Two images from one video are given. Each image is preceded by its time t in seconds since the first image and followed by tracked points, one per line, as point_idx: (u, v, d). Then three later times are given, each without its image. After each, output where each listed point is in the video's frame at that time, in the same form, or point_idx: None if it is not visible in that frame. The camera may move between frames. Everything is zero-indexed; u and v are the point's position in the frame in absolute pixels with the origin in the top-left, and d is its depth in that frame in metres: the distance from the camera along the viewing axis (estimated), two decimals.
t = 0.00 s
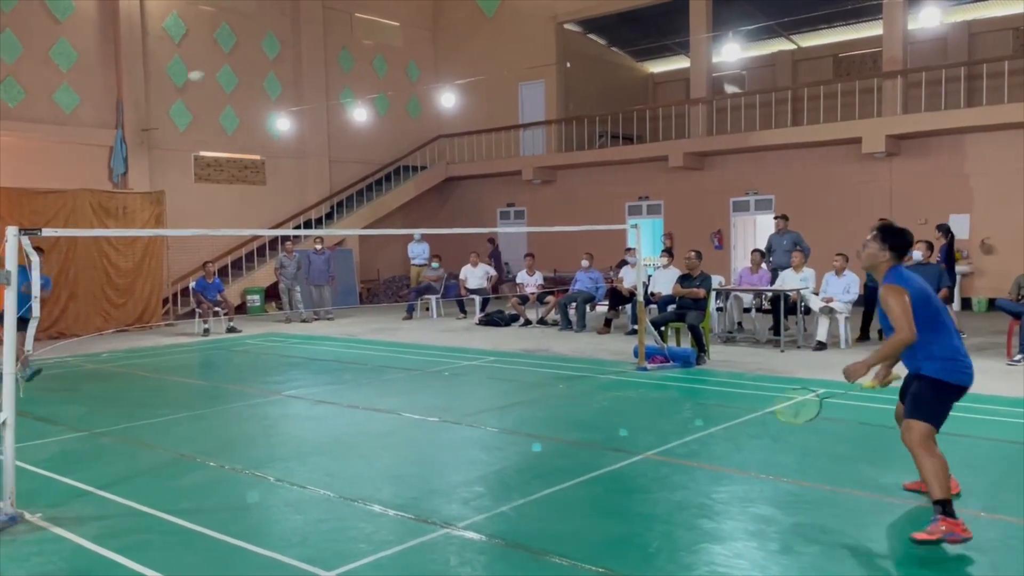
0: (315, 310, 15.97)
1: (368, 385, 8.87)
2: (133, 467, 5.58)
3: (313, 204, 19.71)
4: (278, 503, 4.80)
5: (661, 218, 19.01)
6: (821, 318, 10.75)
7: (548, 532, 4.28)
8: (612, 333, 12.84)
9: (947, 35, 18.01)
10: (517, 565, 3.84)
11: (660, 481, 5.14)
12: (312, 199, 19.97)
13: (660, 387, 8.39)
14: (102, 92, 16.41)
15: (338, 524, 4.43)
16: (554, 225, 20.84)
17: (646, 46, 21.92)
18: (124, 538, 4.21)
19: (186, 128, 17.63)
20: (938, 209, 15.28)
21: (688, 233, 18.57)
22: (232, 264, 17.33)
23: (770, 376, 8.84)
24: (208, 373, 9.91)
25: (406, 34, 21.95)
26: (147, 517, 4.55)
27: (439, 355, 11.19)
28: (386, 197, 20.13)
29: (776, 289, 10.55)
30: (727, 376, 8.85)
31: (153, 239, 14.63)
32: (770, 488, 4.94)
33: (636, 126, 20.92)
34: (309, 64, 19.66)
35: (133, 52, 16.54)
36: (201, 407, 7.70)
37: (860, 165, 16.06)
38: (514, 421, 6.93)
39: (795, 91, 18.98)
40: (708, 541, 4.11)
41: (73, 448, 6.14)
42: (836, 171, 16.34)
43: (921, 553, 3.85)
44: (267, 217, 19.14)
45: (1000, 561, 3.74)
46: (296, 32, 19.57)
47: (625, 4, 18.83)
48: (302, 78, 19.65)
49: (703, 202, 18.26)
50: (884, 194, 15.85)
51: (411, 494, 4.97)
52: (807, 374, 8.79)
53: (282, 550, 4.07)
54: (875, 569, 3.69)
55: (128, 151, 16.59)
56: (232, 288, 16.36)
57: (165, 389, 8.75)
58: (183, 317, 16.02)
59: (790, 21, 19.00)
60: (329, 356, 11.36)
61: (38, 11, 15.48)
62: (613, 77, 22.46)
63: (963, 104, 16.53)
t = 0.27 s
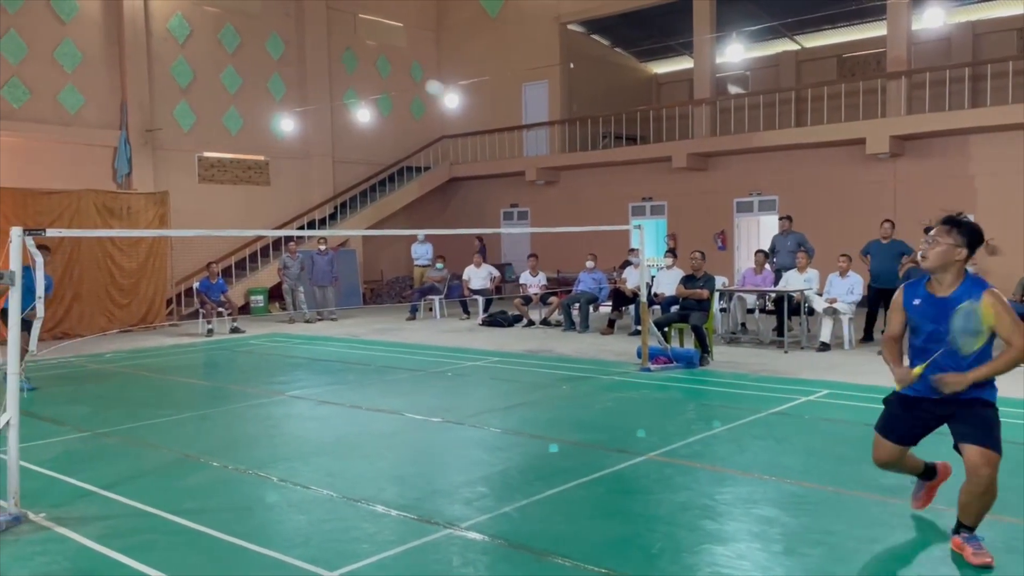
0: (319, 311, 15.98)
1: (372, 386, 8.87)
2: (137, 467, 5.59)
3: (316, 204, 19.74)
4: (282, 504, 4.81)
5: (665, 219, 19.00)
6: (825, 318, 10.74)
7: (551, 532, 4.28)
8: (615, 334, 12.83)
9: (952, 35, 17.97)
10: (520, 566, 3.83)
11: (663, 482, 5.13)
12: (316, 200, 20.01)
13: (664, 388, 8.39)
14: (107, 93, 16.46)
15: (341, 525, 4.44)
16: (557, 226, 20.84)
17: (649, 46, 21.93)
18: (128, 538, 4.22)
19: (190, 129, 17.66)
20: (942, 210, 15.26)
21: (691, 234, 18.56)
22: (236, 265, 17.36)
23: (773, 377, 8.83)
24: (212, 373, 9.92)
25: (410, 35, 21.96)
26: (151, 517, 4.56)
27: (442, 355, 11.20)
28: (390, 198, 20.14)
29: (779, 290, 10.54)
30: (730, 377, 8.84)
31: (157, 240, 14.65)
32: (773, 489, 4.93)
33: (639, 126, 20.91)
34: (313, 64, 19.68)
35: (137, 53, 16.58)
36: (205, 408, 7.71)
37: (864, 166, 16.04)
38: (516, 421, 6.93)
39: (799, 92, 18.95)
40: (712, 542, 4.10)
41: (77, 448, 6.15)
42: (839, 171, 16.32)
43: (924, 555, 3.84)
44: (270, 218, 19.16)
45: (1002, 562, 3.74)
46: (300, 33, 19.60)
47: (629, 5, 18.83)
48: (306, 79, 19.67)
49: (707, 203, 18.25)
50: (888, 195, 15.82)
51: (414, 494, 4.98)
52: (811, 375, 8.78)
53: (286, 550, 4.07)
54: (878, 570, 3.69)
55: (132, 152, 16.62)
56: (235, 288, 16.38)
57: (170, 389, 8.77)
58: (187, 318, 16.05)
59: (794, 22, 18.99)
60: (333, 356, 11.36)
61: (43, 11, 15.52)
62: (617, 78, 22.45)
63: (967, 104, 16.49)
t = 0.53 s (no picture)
0: (320, 311, 15.99)
1: (373, 386, 8.88)
2: (139, 467, 5.60)
3: (319, 205, 19.78)
4: (283, 504, 4.82)
5: (667, 219, 19.01)
6: (826, 319, 10.74)
7: (552, 532, 4.30)
8: (616, 334, 12.85)
9: (953, 36, 17.97)
10: (521, 565, 3.85)
11: (664, 482, 5.15)
12: (318, 200, 20.05)
13: (665, 388, 8.40)
14: (110, 94, 16.49)
15: (342, 524, 4.45)
16: (559, 226, 20.86)
17: (651, 47, 21.94)
18: (130, 537, 4.24)
19: (192, 129, 17.69)
20: (944, 210, 15.26)
21: (693, 235, 18.57)
22: (238, 265, 17.38)
23: (774, 377, 8.84)
24: (213, 373, 9.93)
25: (411, 36, 21.99)
26: (153, 517, 4.57)
27: (443, 356, 11.21)
28: (392, 198, 20.17)
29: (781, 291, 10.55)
30: (732, 378, 8.85)
31: (160, 240, 14.67)
32: (773, 489, 4.94)
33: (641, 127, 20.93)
34: (315, 65, 19.71)
35: (140, 54, 16.61)
36: (207, 408, 7.73)
37: (866, 166, 16.04)
38: (517, 421, 6.94)
39: (801, 92, 18.96)
40: (712, 542, 4.11)
41: (80, 448, 6.17)
42: (841, 172, 16.33)
43: (926, 555, 3.85)
44: (272, 218, 19.20)
45: (1002, 562, 3.75)
46: (302, 34, 19.62)
47: (631, 5, 18.86)
48: (308, 79, 19.69)
49: (708, 203, 18.25)
50: (890, 196, 15.83)
51: (415, 494, 4.99)
52: (811, 376, 8.79)
53: (288, 550, 4.09)
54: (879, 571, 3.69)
55: (135, 152, 16.66)
56: (237, 289, 16.40)
57: (171, 389, 8.79)
58: (189, 318, 16.08)
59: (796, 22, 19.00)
60: (334, 356, 11.38)
61: (45, 11, 15.55)
62: (619, 79, 22.46)
63: (969, 105, 16.49)
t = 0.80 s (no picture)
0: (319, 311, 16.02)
1: (371, 386, 8.90)
2: (138, 466, 5.63)
3: (318, 205, 19.80)
4: (281, 502, 4.85)
5: (665, 220, 19.05)
6: (823, 319, 10.78)
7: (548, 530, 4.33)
8: (614, 334, 12.87)
9: (950, 37, 18.02)
10: (518, 562, 3.88)
11: (660, 480, 5.18)
12: (317, 200, 20.08)
13: (662, 387, 8.43)
14: (108, 94, 16.51)
15: (340, 522, 4.48)
16: (558, 226, 20.89)
17: (650, 47, 21.99)
18: (129, 535, 4.27)
19: (191, 130, 17.71)
20: (941, 211, 15.31)
21: (691, 235, 18.61)
22: (237, 265, 17.40)
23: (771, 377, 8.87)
24: (212, 373, 9.95)
25: (410, 36, 22.02)
26: (152, 515, 4.59)
27: (441, 356, 11.23)
28: (390, 198, 20.20)
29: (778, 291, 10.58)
30: (729, 377, 8.88)
31: (158, 240, 14.68)
32: (768, 487, 4.98)
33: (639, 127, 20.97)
34: (314, 65, 19.74)
35: (138, 55, 16.63)
36: (205, 407, 7.75)
37: (863, 167, 16.08)
38: (515, 421, 6.97)
39: (799, 93, 19.00)
40: (708, 539, 4.14)
41: (78, 447, 6.20)
42: (839, 173, 16.37)
43: (922, 552, 3.89)
44: (271, 218, 19.22)
45: (995, 559, 3.78)
46: (301, 34, 19.65)
47: (629, 6, 18.90)
48: (307, 80, 19.72)
49: (706, 204, 18.29)
50: (887, 196, 15.87)
51: (413, 492, 5.02)
52: (808, 375, 8.83)
53: (287, 547, 4.12)
54: (873, 567, 3.73)
55: (133, 152, 16.68)
56: (236, 289, 16.42)
57: (170, 389, 8.80)
58: (188, 318, 16.09)
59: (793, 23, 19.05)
60: (333, 356, 11.40)
61: (44, 11, 15.57)
62: (617, 79, 22.51)
63: (966, 105, 16.53)
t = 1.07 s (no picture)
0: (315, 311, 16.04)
1: (367, 385, 8.94)
2: (136, 465, 5.67)
3: (314, 205, 19.83)
4: (279, 500, 4.89)
5: (660, 220, 19.11)
6: (816, 319, 10.85)
7: (543, 527, 4.38)
8: (610, 334, 12.93)
9: (944, 38, 18.12)
10: (512, 559, 3.93)
11: (654, 478, 5.23)
12: (313, 201, 20.11)
13: (657, 387, 8.49)
14: (104, 94, 16.52)
15: (337, 520, 4.53)
16: (553, 227, 20.94)
17: (645, 48, 22.07)
18: (128, 533, 4.31)
19: (187, 130, 17.72)
20: (934, 211, 15.40)
21: (686, 235, 18.67)
22: (233, 266, 17.40)
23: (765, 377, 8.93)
24: (209, 373, 9.98)
25: (406, 37, 22.07)
26: (151, 513, 4.63)
27: (437, 356, 11.27)
28: (386, 199, 20.23)
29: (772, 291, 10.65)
30: (724, 377, 8.95)
31: (154, 240, 14.68)
32: (761, 485, 5.03)
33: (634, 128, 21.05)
34: (310, 65, 19.77)
35: (134, 55, 16.64)
36: (202, 407, 7.78)
37: (857, 168, 16.17)
38: (511, 420, 7.02)
39: (793, 94, 19.09)
40: (700, 536, 4.20)
41: (77, 446, 6.23)
42: (833, 173, 16.45)
43: (910, 547, 3.95)
44: (267, 218, 19.24)
45: (982, 555, 3.84)
46: (297, 35, 19.68)
47: (624, 7, 18.97)
48: (303, 80, 19.75)
49: (701, 204, 18.36)
50: (881, 197, 15.95)
51: (409, 490, 5.07)
52: (801, 375, 8.89)
53: (284, 544, 4.17)
54: (862, 562, 3.79)
55: (129, 152, 16.70)
56: (232, 289, 16.44)
57: (167, 389, 8.83)
58: (184, 318, 16.10)
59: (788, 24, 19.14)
60: (329, 356, 11.42)
61: (40, 12, 15.57)
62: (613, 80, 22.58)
63: (959, 106, 16.62)
